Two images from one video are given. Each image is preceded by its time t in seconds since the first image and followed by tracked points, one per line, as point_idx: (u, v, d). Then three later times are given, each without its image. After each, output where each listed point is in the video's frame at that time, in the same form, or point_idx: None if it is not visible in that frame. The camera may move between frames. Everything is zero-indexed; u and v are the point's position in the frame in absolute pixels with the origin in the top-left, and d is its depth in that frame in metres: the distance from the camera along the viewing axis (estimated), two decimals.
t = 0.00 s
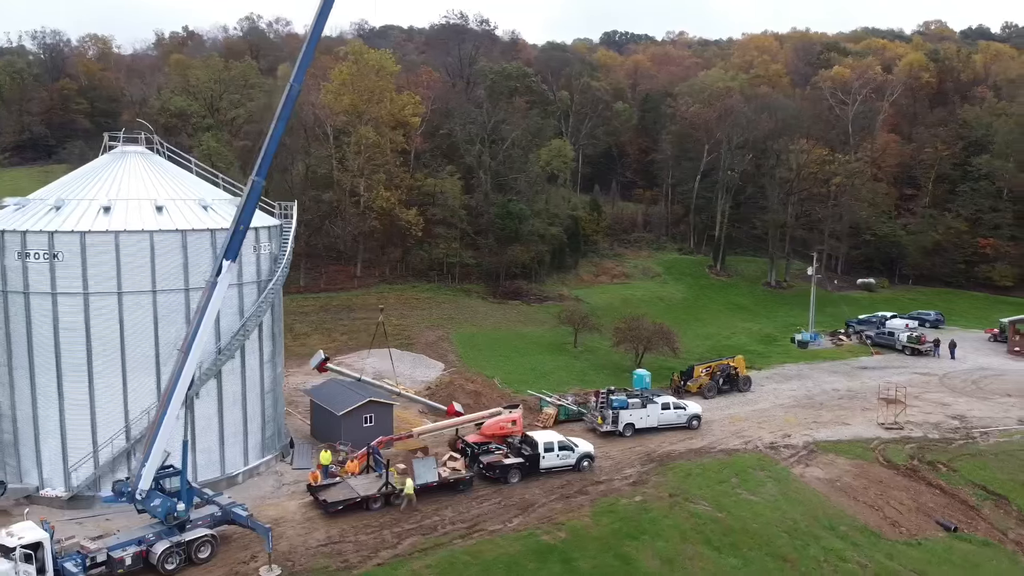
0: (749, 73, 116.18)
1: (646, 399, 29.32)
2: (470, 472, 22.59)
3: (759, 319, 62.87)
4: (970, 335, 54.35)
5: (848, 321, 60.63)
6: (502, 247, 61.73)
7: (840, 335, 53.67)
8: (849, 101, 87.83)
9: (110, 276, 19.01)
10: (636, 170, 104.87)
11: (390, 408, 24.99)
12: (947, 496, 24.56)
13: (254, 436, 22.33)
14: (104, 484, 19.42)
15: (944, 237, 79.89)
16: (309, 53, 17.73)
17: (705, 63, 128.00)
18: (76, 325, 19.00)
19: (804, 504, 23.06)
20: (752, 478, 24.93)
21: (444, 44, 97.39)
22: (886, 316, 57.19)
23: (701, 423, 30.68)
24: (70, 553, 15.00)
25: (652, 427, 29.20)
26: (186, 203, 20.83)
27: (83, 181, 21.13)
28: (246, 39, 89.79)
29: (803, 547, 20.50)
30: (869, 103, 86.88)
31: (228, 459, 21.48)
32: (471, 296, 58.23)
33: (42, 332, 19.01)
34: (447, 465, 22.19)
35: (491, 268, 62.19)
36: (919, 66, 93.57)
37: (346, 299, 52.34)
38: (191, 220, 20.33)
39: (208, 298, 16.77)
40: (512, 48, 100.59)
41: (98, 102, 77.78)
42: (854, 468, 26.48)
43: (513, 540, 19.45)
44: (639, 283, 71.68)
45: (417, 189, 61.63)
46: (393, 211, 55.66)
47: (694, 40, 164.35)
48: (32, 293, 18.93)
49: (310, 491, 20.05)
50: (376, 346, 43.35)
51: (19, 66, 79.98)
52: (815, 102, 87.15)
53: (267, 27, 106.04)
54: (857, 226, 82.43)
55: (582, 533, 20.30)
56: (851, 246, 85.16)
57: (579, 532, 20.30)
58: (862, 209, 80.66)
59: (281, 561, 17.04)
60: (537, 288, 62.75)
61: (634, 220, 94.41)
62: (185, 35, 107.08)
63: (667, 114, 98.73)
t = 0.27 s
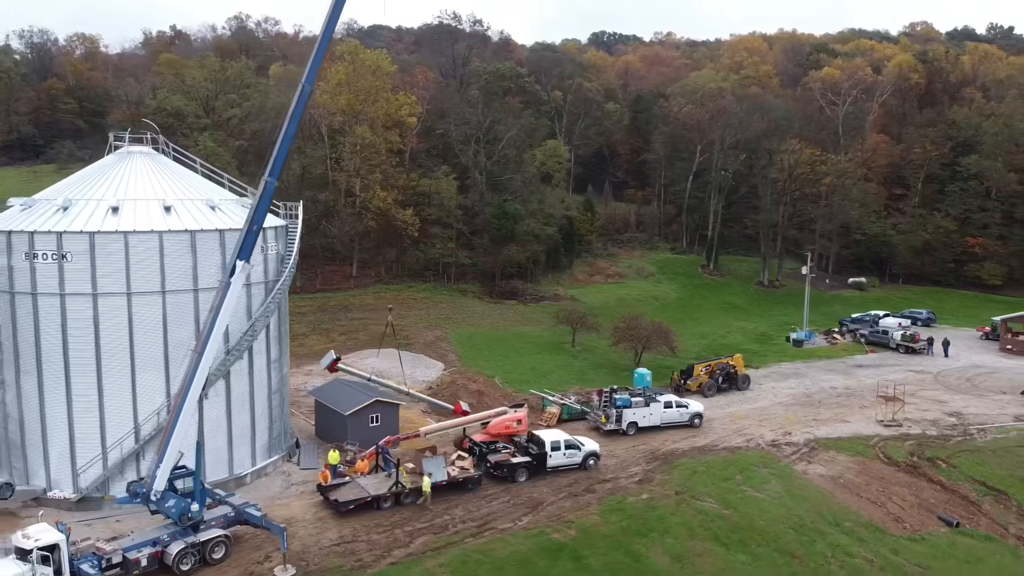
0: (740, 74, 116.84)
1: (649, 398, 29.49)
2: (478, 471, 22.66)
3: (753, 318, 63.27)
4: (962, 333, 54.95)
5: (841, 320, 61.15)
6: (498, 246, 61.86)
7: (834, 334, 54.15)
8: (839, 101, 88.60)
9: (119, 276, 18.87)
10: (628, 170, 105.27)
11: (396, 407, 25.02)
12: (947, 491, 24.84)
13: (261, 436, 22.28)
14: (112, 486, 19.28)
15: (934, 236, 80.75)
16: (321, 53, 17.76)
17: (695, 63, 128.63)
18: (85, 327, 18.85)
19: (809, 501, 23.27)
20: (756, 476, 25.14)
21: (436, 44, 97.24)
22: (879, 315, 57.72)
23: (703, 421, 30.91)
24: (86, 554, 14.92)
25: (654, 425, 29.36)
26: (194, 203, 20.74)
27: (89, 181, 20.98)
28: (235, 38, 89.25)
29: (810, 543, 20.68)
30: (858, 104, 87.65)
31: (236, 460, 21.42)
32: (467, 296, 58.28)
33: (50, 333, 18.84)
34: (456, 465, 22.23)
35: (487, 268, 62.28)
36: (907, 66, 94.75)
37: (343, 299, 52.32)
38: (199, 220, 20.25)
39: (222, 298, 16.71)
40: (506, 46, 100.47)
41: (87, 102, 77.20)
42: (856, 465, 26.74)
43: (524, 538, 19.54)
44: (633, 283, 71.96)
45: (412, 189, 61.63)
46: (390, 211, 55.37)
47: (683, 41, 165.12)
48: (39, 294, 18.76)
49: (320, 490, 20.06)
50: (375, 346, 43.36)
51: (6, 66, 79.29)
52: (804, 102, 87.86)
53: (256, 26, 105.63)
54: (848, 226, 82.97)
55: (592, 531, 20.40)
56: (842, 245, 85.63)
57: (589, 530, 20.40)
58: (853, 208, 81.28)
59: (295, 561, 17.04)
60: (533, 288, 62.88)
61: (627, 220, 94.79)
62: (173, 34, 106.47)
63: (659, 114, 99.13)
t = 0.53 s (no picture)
0: (730, 74, 117.47)
1: (651, 396, 29.66)
2: (485, 470, 22.70)
3: (747, 317, 63.67)
4: (954, 331, 55.57)
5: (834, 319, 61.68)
6: (494, 246, 61.88)
7: (828, 333, 54.62)
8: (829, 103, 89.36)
9: (128, 277, 18.75)
10: (620, 170, 105.65)
11: (402, 407, 25.06)
12: (947, 487, 25.11)
13: (268, 437, 22.26)
14: (121, 488, 19.13)
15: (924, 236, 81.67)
16: (332, 54, 17.82)
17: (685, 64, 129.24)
18: (93, 327, 18.70)
19: (813, 497, 23.50)
20: (759, 473, 25.35)
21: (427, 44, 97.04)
22: (871, 313, 58.27)
23: (704, 419, 31.13)
24: (101, 555, 14.86)
25: (656, 424, 29.53)
26: (203, 203, 20.71)
27: (95, 182, 20.83)
28: (225, 37, 88.89)
29: (816, 539, 20.86)
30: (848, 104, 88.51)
31: (244, 460, 21.39)
32: (463, 296, 58.33)
33: (58, 335, 18.65)
34: (464, 463, 22.26)
35: (482, 268, 62.26)
36: (896, 67, 95.71)
37: (339, 299, 52.31)
38: (208, 221, 20.21)
39: (236, 298, 16.72)
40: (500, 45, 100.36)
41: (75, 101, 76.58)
42: (856, 461, 27.01)
43: (535, 536, 19.63)
44: (627, 282, 72.22)
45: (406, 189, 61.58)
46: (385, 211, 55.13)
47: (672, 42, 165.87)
48: (47, 294, 18.56)
49: (330, 490, 20.08)
50: (373, 346, 43.36)
51: None
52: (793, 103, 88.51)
53: (244, 25, 105.20)
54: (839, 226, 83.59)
55: (600, 529, 20.50)
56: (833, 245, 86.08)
57: (598, 528, 20.50)
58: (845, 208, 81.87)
59: (309, 561, 17.06)
60: (529, 288, 63.01)
61: (620, 220, 95.13)
62: (161, 33, 105.80)
63: (650, 114, 99.52)
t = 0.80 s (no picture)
0: (720, 75, 118.05)
1: (654, 395, 29.85)
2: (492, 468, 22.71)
3: (741, 316, 64.07)
4: (946, 330, 56.22)
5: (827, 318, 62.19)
6: (489, 246, 62.79)
7: (821, 332, 55.09)
8: (820, 103, 89.85)
9: (137, 277, 18.64)
10: (611, 170, 105.97)
11: (408, 407, 25.11)
12: (947, 483, 25.41)
13: (275, 437, 22.23)
14: (130, 489, 19.00)
15: (913, 235, 82.63)
16: (343, 54, 17.84)
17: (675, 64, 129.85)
18: (102, 328, 18.55)
19: (816, 493, 23.71)
20: (763, 470, 25.57)
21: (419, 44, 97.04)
22: (864, 312, 58.81)
23: (705, 417, 31.35)
24: (117, 556, 14.80)
25: (659, 422, 29.70)
26: (210, 203, 20.63)
27: (101, 182, 20.66)
28: (215, 36, 88.40)
29: (822, 535, 21.04)
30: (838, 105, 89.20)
31: (252, 461, 21.35)
32: (459, 296, 58.42)
33: (66, 336, 18.48)
34: (472, 462, 22.26)
35: (477, 267, 62.92)
36: (885, 68, 96.62)
37: (335, 300, 52.35)
38: (216, 221, 20.13)
39: (249, 298, 16.69)
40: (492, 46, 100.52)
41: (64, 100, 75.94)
42: (857, 458, 27.30)
43: (545, 534, 19.71)
44: (621, 282, 72.46)
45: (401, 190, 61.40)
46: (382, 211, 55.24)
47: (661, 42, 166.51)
48: (55, 295, 18.38)
49: (339, 490, 20.12)
50: (372, 346, 43.32)
51: None
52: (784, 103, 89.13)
53: (233, 25, 104.68)
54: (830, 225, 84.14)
55: (609, 526, 20.62)
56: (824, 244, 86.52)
57: (607, 526, 20.61)
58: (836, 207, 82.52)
59: (323, 561, 17.11)
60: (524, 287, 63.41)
61: (612, 220, 95.46)
62: (149, 32, 105.04)
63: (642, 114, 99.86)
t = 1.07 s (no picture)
0: (710, 76, 118.73)
1: (655, 393, 30.01)
2: (499, 467, 22.81)
3: (734, 315, 64.50)
4: (937, 328, 56.87)
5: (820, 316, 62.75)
6: (484, 246, 62.97)
7: (814, 330, 55.58)
8: (809, 104, 91.10)
9: (146, 277, 18.58)
10: (603, 170, 106.30)
11: (413, 406, 25.14)
12: (947, 479, 25.74)
13: (282, 438, 22.20)
14: (138, 490, 18.91)
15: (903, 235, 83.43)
16: (354, 55, 17.91)
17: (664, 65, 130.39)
18: (110, 329, 18.45)
19: (819, 489, 23.97)
20: (766, 468, 25.79)
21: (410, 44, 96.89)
22: (856, 311, 59.36)
23: (705, 416, 31.58)
24: (133, 558, 14.74)
25: (660, 421, 29.90)
26: (217, 203, 20.60)
27: (107, 182, 20.53)
28: (205, 36, 87.99)
29: (827, 531, 21.26)
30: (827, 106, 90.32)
31: (259, 461, 21.31)
32: (454, 296, 58.49)
33: (74, 336, 18.36)
34: (479, 461, 22.34)
35: (472, 267, 63.00)
36: (874, 70, 97.60)
37: (332, 300, 52.35)
38: (223, 221, 20.09)
39: (263, 298, 16.71)
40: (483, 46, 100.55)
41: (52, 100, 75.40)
42: (857, 455, 27.60)
43: (555, 532, 19.82)
44: (614, 281, 72.73)
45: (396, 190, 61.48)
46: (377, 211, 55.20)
47: (649, 43, 167.26)
48: (62, 296, 18.26)
49: (348, 490, 20.11)
50: (370, 346, 43.32)
51: None
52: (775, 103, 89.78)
53: (222, 25, 104.18)
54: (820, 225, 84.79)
55: (617, 524, 20.76)
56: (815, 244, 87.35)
57: (615, 523, 20.76)
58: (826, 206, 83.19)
59: (337, 560, 17.14)
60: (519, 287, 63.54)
61: (605, 220, 95.78)
62: (136, 32, 104.31)
63: (633, 115, 100.25)
